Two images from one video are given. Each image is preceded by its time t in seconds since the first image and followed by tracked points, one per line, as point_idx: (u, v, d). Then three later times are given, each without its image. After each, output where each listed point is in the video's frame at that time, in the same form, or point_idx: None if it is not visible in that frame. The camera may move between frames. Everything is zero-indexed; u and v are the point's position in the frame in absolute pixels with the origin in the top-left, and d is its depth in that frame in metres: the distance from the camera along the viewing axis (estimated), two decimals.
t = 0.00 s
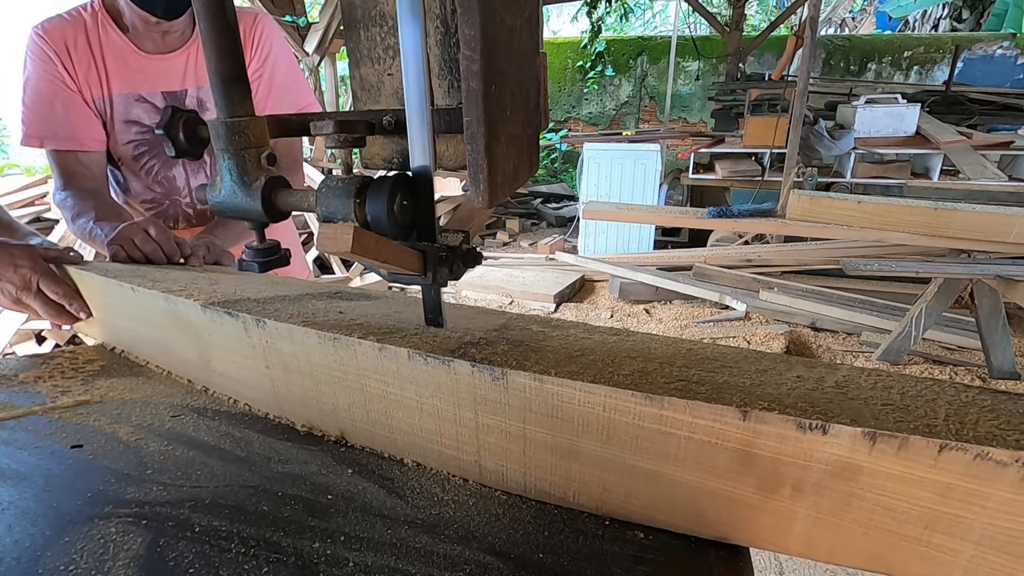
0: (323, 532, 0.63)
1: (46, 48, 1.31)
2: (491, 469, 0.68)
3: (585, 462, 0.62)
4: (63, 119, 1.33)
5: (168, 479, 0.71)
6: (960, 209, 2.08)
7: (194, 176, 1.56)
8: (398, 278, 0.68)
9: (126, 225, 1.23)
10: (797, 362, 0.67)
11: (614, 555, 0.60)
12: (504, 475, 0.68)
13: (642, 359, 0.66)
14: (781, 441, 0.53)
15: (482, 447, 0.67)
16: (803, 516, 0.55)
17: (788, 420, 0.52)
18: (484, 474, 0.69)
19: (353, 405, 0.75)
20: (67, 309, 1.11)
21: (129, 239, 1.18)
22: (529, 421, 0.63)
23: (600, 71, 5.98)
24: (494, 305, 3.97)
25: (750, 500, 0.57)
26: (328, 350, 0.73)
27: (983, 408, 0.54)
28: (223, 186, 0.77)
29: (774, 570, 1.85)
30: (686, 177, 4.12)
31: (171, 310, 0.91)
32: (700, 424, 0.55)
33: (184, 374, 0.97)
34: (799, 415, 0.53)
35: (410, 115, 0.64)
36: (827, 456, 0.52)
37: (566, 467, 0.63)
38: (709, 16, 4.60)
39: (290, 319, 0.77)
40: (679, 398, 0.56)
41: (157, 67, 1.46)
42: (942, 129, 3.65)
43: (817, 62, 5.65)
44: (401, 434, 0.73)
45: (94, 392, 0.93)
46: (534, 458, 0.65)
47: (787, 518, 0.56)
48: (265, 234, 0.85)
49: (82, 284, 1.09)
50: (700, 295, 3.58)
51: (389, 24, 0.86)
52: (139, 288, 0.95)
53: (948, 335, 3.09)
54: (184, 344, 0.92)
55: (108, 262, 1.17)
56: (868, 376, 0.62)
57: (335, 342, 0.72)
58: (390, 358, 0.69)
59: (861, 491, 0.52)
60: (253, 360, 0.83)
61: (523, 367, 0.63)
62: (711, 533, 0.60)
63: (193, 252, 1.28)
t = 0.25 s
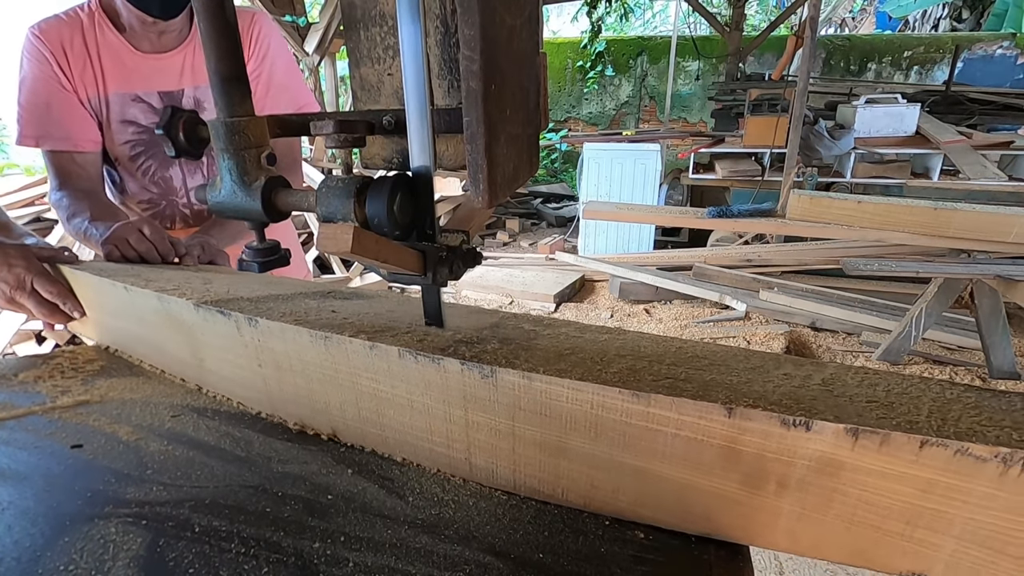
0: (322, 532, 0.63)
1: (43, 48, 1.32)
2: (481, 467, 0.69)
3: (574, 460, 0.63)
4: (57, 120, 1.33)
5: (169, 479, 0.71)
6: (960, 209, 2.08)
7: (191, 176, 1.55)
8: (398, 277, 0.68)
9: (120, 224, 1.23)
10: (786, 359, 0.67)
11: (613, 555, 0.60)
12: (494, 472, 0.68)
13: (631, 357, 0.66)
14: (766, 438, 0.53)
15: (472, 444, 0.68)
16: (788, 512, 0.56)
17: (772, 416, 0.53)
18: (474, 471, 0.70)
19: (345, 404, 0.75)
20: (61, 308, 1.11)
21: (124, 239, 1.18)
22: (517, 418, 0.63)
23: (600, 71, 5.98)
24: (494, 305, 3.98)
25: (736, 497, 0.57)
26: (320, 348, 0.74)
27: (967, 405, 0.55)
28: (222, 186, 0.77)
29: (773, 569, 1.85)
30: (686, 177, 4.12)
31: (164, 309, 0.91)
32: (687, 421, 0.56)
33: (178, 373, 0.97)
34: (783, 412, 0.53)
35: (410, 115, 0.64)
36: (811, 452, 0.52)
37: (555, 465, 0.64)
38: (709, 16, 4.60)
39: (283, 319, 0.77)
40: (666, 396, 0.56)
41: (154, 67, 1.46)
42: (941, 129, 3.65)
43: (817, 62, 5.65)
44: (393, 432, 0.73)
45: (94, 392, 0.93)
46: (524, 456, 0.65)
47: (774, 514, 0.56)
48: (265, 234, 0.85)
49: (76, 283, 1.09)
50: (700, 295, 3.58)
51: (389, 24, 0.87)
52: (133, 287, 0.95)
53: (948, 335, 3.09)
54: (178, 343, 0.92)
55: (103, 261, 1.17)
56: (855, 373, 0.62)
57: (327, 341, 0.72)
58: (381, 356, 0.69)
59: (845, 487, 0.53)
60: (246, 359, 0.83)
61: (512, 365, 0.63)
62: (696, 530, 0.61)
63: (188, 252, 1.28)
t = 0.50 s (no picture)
0: (322, 532, 0.63)
1: (39, 48, 1.32)
2: (471, 464, 0.69)
3: (562, 457, 0.63)
4: (53, 120, 1.33)
5: (168, 479, 0.71)
6: (960, 209, 2.08)
7: (188, 177, 1.56)
8: (398, 277, 0.68)
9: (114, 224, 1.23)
10: (775, 357, 0.68)
11: (614, 555, 0.60)
12: (484, 469, 0.69)
13: (621, 355, 0.67)
14: (750, 434, 0.54)
15: (462, 442, 0.68)
16: (775, 507, 0.56)
17: (757, 413, 0.53)
18: (464, 469, 0.70)
19: (337, 402, 0.76)
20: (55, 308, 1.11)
21: (118, 238, 1.18)
22: (507, 416, 0.64)
23: (600, 71, 5.98)
24: (494, 305, 3.97)
25: (722, 493, 0.58)
26: (312, 347, 0.74)
27: (951, 402, 0.56)
28: (223, 186, 0.77)
29: (773, 570, 1.85)
30: (686, 177, 4.12)
31: (157, 308, 0.91)
32: (673, 418, 0.56)
33: (172, 372, 0.97)
34: (768, 408, 0.54)
35: (410, 116, 0.64)
36: (795, 448, 0.53)
37: (545, 462, 0.64)
38: (709, 16, 4.59)
39: (275, 318, 0.78)
40: (653, 394, 0.57)
41: (151, 67, 1.46)
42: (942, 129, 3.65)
43: (817, 62, 5.65)
44: (383, 429, 0.74)
45: (94, 392, 0.93)
46: (513, 453, 0.66)
47: (759, 510, 0.57)
48: (265, 234, 0.85)
49: (70, 282, 1.09)
50: (700, 295, 3.58)
51: (389, 24, 0.87)
52: (126, 286, 0.95)
53: (948, 335, 3.09)
54: (171, 342, 0.93)
55: (97, 261, 1.17)
56: (843, 371, 0.63)
57: (319, 339, 0.73)
58: (372, 355, 0.70)
59: (829, 483, 0.54)
60: (239, 357, 0.83)
61: (501, 363, 0.64)
62: (683, 525, 0.62)
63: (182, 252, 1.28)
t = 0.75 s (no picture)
0: (322, 532, 0.63)
1: (28, 49, 1.31)
2: (462, 462, 0.70)
3: (550, 454, 0.64)
4: (44, 121, 1.33)
5: (168, 479, 0.71)
6: (961, 209, 2.08)
7: (183, 176, 1.57)
8: (398, 277, 0.68)
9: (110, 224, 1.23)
10: (764, 356, 0.69)
11: (614, 556, 0.60)
12: (476, 467, 0.69)
13: (610, 354, 0.68)
14: (735, 431, 0.55)
15: (453, 440, 0.69)
16: (760, 503, 0.58)
17: (741, 410, 0.54)
18: (456, 467, 0.71)
19: (328, 401, 0.76)
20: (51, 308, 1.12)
21: (114, 238, 1.18)
22: (496, 414, 0.65)
23: (600, 71, 5.98)
24: (494, 306, 3.98)
25: (708, 489, 0.59)
26: (304, 346, 0.75)
27: (935, 400, 0.57)
28: (222, 186, 0.77)
29: (773, 569, 1.86)
30: (686, 177, 4.12)
31: (151, 307, 0.92)
32: (659, 415, 0.57)
33: (165, 371, 0.97)
34: (753, 406, 0.55)
35: (410, 116, 0.64)
36: (779, 445, 0.54)
37: (535, 459, 0.65)
38: (710, 16, 4.59)
39: (266, 316, 0.78)
40: (639, 391, 0.58)
41: (142, 66, 1.46)
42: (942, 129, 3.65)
43: (817, 62, 5.65)
44: (374, 428, 0.74)
45: (95, 392, 0.93)
46: (503, 451, 0.67)
47: (745, 506, 0.58)
48: (265, 234, 0.85)
49: (65, 281, 1.09)
50: (700, 295, 3.58)
51: (389, 24, 0.87)
52: (120, 286, 0.95)
53: (948, 335, 3.09)
54: (165, 341, 0.93)
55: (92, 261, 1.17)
56: (830, 370, 0.64)
57: (310, 338, 0.73)
58: (363, 353, 0.70)
59: (814, 480, 0.55)
60: (231, 356, 0.83)
61: (491, 361, 0.65)
62: (675, 522, 0.62)
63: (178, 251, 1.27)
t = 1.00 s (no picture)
0: (322, 532, 0.63)
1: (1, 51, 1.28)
2: (458, 461, 0.70)
3: (546, 454, 0.64)
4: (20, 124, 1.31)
5: (168, 479, 0.71)
6: (960, 209, 2.08)
7: (166, 176, 1.54)
8: (398, 277, 0.68)
9: (107, 223, 1.23)
10: (759, 356, 0.69)
11: (614, 555, 0.60)
12: (472, 467, 0.69)
13: (605, 354, 0.68)
14: (730, 431, 0.55)
15: (449, 439, 0.69)
16: (755, 504, 0.58)
17: (737, 410, 0.55)
18: (453, 467, 0.71)
19: (325, 400, 0.76)
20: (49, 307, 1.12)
21: (114, 237, 1.18)
22: (492, 414, 0.65)
23: (600, 71, 5.98)
24: (494, 305, 3.97)
25: (703, 490, 0.59)
26: (301, 345, 0.75)
27: (931, 400, 0.57)
28: (223, 186, 0.77)
29: (773, 569, 1.86)
30: (686, 177, 4.11)
31: (149, 306, 0.92)
32: (655, 416, 0.57)
33: (163, 369, 0.97)
34: (748, 406, 0.55)
35: (409, 115, 0.64)
36: (774, 445, 0.55)
37: (532, 459, 0.65)
38: (709, 16, 4.59)
39: (264, 315, 0.78)
40: (634, 391, 0.58)
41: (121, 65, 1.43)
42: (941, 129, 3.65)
43: (817, 62, 5.65)
44: (371, 427, 0.74)
45: (94, 392, 0.93)
46: (500, 450, 0.67)
47: (740, 506, 0.58)
48: (265, 234, 0.85)
49: (63, 280, 1.09)
50: (700, 295, 3.59)
51: (389, 24, 0.87)
52: (118, 284, 0.96)
53: (948, 335, 3.09)
54: (162, 340, 0.93)
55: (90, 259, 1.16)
56: (827, 371, 0.64)
57: (307, 337, 0.73)
58: (360, 352, 0.70)
59: (807, 480, 0.55)
60: (229, 355, 0.83)
61: (487, 361, 0.65)
62: (672, 522, 0.62)
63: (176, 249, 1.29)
